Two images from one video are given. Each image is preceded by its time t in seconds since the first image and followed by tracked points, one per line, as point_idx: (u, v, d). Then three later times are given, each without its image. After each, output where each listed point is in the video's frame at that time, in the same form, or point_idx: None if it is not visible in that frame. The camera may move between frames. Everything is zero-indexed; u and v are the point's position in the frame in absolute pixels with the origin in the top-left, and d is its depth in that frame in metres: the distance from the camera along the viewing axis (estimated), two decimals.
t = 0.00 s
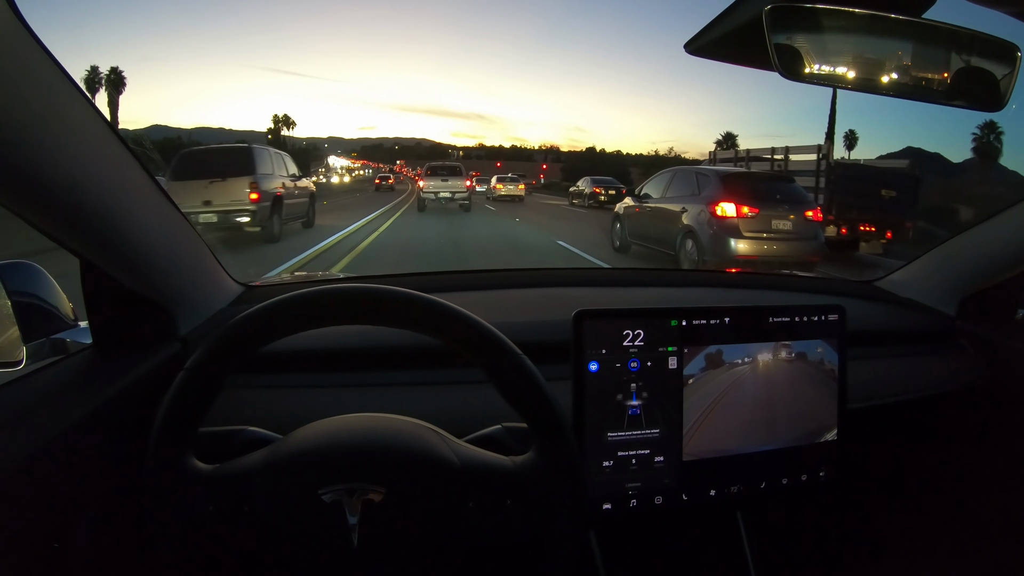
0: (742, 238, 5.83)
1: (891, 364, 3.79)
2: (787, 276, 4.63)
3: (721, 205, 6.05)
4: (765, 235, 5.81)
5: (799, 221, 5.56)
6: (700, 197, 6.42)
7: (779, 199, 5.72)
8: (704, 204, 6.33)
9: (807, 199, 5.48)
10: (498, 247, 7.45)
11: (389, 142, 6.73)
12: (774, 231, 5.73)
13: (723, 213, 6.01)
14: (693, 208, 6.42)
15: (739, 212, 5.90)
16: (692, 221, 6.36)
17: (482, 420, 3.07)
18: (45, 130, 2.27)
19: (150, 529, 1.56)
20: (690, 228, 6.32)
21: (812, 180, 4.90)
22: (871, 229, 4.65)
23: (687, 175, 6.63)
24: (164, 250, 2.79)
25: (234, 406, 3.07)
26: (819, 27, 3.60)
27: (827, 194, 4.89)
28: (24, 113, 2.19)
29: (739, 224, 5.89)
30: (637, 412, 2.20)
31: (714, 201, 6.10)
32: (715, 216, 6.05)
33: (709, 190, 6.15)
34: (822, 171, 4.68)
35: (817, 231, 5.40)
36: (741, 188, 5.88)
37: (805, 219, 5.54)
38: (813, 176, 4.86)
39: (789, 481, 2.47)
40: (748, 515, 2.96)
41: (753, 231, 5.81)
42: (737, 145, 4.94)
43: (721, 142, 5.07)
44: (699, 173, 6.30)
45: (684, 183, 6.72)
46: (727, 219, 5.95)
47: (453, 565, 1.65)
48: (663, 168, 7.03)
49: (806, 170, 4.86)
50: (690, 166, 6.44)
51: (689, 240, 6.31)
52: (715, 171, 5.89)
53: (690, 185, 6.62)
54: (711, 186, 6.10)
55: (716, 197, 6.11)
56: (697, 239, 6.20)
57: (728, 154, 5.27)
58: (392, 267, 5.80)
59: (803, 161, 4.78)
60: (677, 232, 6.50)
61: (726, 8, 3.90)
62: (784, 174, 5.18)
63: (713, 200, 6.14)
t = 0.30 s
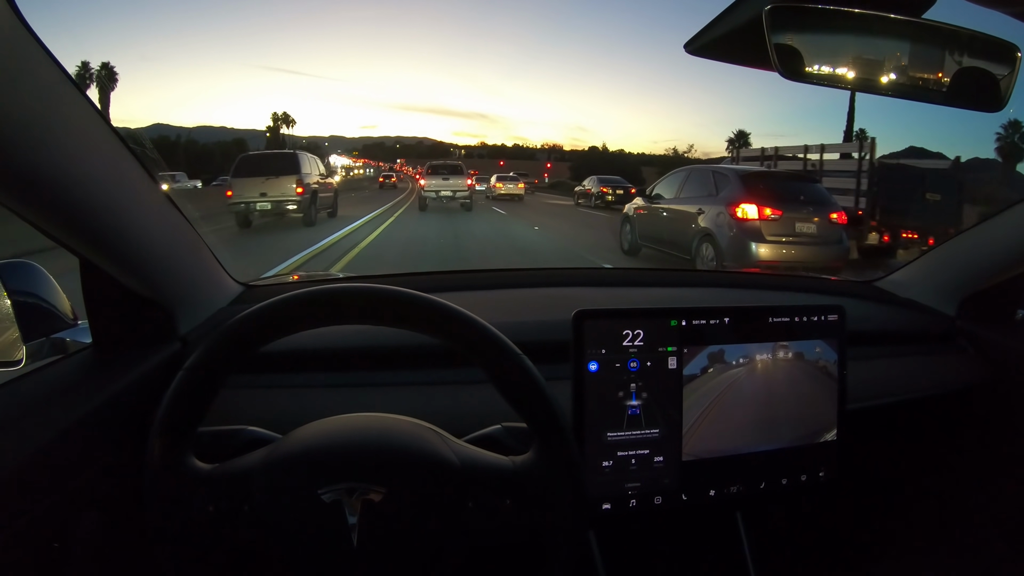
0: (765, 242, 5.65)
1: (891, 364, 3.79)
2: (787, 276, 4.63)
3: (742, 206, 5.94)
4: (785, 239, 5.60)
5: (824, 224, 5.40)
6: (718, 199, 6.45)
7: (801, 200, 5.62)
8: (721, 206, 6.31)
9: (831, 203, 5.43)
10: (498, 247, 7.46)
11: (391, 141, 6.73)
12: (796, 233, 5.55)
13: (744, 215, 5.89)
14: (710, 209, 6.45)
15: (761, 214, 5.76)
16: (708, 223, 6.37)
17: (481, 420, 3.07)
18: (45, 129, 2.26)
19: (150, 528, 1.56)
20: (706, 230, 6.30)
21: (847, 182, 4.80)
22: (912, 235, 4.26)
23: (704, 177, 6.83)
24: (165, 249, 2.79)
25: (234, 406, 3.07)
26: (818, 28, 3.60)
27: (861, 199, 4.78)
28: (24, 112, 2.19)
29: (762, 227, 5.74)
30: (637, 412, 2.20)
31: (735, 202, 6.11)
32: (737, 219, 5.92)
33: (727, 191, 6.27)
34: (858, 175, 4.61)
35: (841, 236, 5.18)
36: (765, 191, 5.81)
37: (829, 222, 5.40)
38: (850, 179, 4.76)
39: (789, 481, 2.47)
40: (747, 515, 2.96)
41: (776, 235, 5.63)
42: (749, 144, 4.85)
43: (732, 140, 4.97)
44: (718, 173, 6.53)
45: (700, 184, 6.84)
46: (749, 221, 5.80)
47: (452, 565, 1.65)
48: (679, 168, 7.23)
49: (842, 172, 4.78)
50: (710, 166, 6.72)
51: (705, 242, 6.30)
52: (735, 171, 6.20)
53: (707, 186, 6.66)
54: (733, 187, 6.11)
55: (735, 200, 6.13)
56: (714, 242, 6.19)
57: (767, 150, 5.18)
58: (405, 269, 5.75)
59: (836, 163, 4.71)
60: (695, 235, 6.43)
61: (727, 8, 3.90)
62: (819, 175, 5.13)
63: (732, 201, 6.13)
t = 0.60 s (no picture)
0: (786, 249, 5.34)
1: (890, 364, 3.79)
2: (787, 276, 4.63)
3: (762, 210, 5.69)
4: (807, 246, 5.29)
5: (846, 229, 5.08)
6: (736, 202, 6.18)
7: (824, 204, 5.32)
8: (739, 210, 6.04)
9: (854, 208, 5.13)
10: (497, 247, 7.47)
11: (392, 141, 6.74)
12: (820, 240, 5.21)
13: (765, 220, 5.63)
14: (726, 213, 6.19)
15: (782, 219, 5.51)
16: (725, 228, 6.11)
17: (481, 420, 3.07)
18: (45, 128, 2.27)
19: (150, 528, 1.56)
20: (724, 236, 6.04)
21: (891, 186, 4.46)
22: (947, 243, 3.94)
23: (721, 180, 6.55)
24: (166, 248, 2.79)
25: (234, 406, 3.07)
26: (817, 28, 3.59)
27: (907, 206, 4.43)
28: (25, 111, 2.19)
29: (783, 233, 5.46)
30: (637, 412, 2.20)
31: (754, 206, 5.85)
32: (757, 223, 5.67)
33: (746, 195, 6.04)
34: (904, 179, 4.30)
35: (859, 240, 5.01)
36: (785, 194, 5.61)
37: (852, 227, 5.07)
38: (894, 183, 4.43)
39: (789, 481, 2.47)
40: (748, 514, 2.96)
41: (798, 241, 5.33)
42: (760, 145, 4.79)
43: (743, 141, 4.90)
44: (734, 175, 6.34)
45: (713, 187, 6.63)
46: (770, 225, 5.54)
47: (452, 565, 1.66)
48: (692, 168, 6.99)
49: (886, 175, 4.45)
50: (726, 167, 6.48)
51: (723, 248, 6.04)
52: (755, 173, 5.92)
53: (723, 189, 6.47)
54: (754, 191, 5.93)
55: (754, 203, 5.88)
56: (731, 248, 5.93)
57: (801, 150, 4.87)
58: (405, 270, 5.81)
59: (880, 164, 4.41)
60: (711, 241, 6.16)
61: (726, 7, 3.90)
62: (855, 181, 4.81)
63: (751, 205, 5.93)
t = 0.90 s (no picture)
0: (807, 252, 5.14)
1: (890, 364, 3.79)
2: (787, 277, 4.62)
3: (780, 212, 5.50)
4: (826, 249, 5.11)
5: (868, 232, 4.90)
6: (754, 204, 5.98)
7: (842, 205, 5.20)
8: (756, 211, 5.87)
9: (877, 210, 5.00)
10: (497, 247, 7.46)
11: (393, 141, 6.74)
12: (841, 244, 5.02)
13: (785, 222, 5.44)
14: (742, 215, 6.01)
15: (802, 221, 5.31)
16: (741, 231, 5.94)
17: (481, 421, 3.07)
18: (46, 131, 2.27)
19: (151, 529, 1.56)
20: (740, 238, 5.88)
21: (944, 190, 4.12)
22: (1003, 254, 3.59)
23: (736, 179, 6.41)
24: (166, 249, 2.79)
25: (234, 407, 3.07)
26: (818, 28, 3.58)
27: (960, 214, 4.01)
28: (26, 113, 2.19)
29: (803, 236, 5.28)
30: (637, 413, 2.20)
31: (773, 208, 5.65)
32: (775, 225, 5.50)
33: (764, 195, 5.85)
34: (960, 182, 3.95)
35: (868, 240, 4.87)
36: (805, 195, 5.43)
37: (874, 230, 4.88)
38: (951, 186, 4.06)
39: (789, 482, 2.47)
40: (748, 515, 2.96)
41: (817, 244, 5.15)
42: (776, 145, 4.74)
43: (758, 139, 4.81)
44: (750, 175, 6.19)
45: (728, 187, 6.50)
46: (790, 228, 5.37)
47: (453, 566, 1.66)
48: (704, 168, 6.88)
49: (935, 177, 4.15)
50: (742, 166, 6.35)
51: (739, 251, 5.86)
52: (773, 172, 5.77)
53: (739, 190, 6.32)
54: (772, 192, 5.75)
55: (773, 204, 5.67)
56: (748, 250, 5.76)
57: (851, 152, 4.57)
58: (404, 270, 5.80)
59: (934, 163, 4.09)
60: (725, 244, 6.00)
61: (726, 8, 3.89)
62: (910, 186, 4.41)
63: (768, 205, 5.73)
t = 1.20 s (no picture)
0: (825, 256, 5.10)
1: (890, 364, 3.79)
2: (788, 276, 4.62)
3: (797, 214, 5.51)
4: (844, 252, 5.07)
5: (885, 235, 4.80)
6: (767, 205, 6.01)
7: (861, 208, 5.14)
8: (772, 213, 5.87)
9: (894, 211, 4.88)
10: (498, 247, 7.47)
11: (394, 141, 6.74)
12: (859, 247, 4.98)
13: (801, 224, 5.45)
14: (756, 217, 6.04)
15: (820, 224, 5.28)
16: (754, 233, 5.97)
17: (481, 420, 3.07)
18: (45, 130, 2.27)
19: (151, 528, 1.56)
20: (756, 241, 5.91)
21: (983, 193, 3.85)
22: None
23: (747, 180, 6.47)
24: (166, 248, 2.78)
25: (234, 406, 3.07)
26: (818, 27, 3.58)
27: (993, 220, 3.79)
28: (25, 112, 2.19)
29: (821, 240, 5.25)
30: (637, 412, 2.20)
31: (788, 210, 5.65)
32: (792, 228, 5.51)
33: (779, 197, 5.85)
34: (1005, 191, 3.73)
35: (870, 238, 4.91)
36: (821, 196, 5.42)
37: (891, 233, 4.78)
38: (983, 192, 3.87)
39: (789, 481, 2.47)
40: (748, 514, 2.96)
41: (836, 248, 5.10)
42: (791, 144, 4.67)
43: (772, 138, 4.75)
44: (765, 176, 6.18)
45: (742, 189, 6.50)
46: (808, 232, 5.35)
47: (452, 564, 1.66)
48: (716, 169, 6.90)
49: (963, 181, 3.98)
50: (755, 167, 6.39)
51: (753, 254, 5.92)
52: (786, 173, 5.85)
53: (754, 191, 6.30)
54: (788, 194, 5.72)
55: (789, 207, 5.68)
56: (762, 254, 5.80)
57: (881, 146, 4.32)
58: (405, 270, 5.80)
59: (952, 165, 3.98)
60: (738, 246, 6.08)
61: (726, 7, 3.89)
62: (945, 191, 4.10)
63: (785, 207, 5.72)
